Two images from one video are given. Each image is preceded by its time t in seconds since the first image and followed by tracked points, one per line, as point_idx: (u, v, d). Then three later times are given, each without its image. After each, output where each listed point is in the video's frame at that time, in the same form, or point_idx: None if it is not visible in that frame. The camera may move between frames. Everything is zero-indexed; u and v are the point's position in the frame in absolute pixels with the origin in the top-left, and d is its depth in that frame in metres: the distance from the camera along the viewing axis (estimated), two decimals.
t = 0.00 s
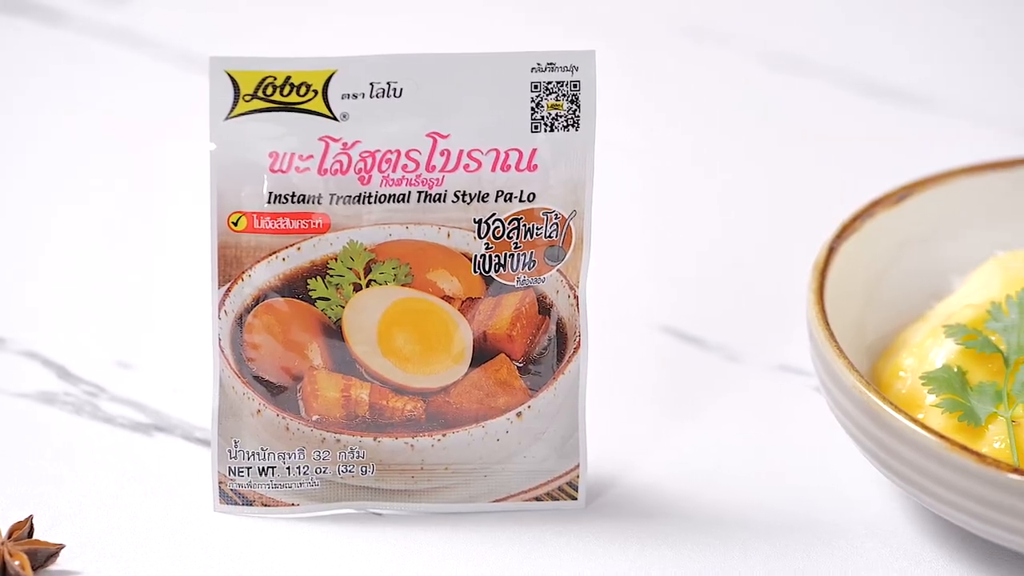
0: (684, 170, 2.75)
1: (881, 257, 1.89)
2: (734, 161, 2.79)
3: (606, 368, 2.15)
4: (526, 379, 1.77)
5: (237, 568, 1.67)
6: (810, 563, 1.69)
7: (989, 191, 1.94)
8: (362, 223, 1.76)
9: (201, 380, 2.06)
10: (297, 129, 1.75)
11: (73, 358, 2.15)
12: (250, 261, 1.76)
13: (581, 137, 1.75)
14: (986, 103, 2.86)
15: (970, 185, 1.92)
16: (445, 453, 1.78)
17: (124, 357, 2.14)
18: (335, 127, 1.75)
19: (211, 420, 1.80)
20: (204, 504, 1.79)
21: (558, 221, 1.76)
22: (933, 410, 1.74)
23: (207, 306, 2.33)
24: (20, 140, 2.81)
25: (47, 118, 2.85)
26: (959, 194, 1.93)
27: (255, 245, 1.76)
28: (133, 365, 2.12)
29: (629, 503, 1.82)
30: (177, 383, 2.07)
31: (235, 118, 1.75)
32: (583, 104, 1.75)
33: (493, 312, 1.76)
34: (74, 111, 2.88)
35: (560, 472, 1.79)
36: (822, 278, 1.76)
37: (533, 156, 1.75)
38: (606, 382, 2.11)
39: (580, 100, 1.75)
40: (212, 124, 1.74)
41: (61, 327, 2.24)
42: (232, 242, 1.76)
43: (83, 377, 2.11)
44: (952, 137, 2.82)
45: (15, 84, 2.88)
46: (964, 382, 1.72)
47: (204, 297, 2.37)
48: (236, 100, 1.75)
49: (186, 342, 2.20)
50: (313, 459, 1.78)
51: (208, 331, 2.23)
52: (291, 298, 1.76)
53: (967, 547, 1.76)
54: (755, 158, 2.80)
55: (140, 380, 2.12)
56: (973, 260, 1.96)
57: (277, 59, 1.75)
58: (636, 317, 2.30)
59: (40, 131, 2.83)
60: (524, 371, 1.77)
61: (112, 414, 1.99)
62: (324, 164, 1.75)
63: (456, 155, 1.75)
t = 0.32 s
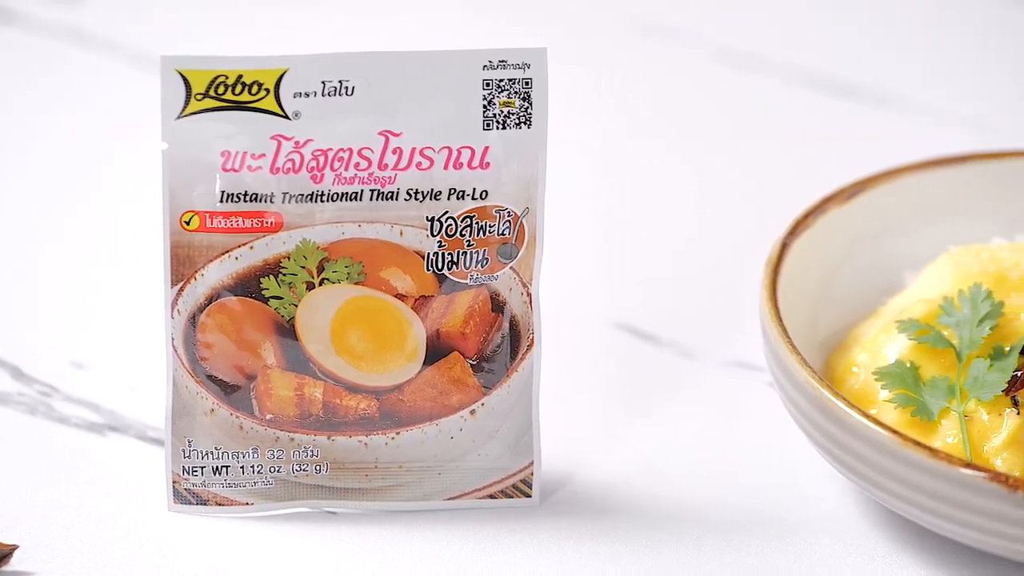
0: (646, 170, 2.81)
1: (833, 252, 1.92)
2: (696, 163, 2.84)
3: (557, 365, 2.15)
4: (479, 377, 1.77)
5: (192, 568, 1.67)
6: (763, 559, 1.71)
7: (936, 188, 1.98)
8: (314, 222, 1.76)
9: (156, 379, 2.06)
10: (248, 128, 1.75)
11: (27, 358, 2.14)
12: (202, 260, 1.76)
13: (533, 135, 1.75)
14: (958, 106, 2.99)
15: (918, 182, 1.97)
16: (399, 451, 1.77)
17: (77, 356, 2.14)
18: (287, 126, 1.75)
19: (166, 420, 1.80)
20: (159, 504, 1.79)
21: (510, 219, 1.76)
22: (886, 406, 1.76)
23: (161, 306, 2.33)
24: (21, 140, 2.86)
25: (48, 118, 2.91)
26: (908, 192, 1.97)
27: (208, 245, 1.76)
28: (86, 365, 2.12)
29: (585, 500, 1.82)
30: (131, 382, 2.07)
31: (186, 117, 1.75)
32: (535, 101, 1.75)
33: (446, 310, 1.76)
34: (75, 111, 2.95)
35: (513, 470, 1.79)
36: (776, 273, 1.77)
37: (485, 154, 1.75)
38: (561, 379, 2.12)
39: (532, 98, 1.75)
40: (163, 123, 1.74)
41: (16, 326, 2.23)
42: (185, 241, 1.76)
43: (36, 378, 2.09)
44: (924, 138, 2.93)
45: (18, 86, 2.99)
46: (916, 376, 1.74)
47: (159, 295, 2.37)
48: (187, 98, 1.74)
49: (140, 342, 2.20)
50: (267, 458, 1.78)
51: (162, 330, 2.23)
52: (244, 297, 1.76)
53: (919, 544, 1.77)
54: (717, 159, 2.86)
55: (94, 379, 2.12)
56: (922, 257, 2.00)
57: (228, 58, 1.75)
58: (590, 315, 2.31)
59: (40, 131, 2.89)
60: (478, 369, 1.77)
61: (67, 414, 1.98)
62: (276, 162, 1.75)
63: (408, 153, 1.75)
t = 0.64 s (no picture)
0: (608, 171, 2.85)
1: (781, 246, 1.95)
2: (659, 164, 2.88)
3: (506, 360, 2.16)
4: (426, 374, 1.77)
5: (140, 568, 1.68)
6: (711, 555, 1.72)
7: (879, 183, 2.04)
8: (261, 221, 1.76)
9: (103, 379, 2.06)
10: (194, 126, 1.74)
11: None
12: (149, 259, 1.75)
13: (479, 133, 1.75)
14: (959, 106, 3.06)
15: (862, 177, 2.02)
16: (347, 450, 1.77)
17: (23, 357, 2.14)
18: (233, 125, 1.74)
19: (113, 420, 1.79)
20: (108, 503, 1.79)
21: (457, 217, 1.76)
22: (833, 401, 1.76)
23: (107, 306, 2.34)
24: (21, 140, 2.90)
25: (48, 119, 2.93)
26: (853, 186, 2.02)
27: (155, 244, 1.75)
28: (34, 365, 2.12)
29: (535, 496, 1.83)
30: (79, 382, 2.07)
31: (132, 117, 1.74)
32: (481, 99, 1.75)
33: (393, 308, 1.76)
34: (74, 111, 2.96)
35: (462, 467, 1.79)
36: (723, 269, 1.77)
37: (431, 152, 1.75)
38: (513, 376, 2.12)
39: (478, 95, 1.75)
40: (109, 122, 1.73)
41: None
42: (131, 241, 1.75)
43: None
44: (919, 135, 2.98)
45: (18, 86, 3.04)
46: (863, 371, 1.75)
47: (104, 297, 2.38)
48: (133, 98, 1.73)
49: (88, 343, 2.20)
50: (215, 457, 1.78)
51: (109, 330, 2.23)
52: (191, 296, 1.76)
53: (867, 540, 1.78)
54: (680, 161, 2.91)
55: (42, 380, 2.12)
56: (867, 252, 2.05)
57: (173, 56, 1.74)
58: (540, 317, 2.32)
59: (40, 132, 2.91)
60: (425, 366, 1.77)
61: (14, 414, 1.98)
62: (223, 161, 1.75)
63: (354, 151, 1.75)
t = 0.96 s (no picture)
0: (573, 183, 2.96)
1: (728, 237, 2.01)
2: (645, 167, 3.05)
3: (456, 358, 2.19)
4: (374, 372, 1.77)
5: (89, 568, 1.67)
6: (660, 552, 1.72)
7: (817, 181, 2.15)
8: (207, 219, 1.76)
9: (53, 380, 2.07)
10: (139, 125, 1.73)
11: None
12: (96, 259, 1.75)
13: (426, 130, 1.75)
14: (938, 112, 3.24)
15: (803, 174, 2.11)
16: (295, 449, 1.78)
17: None
18: (180, 124, 1.73)
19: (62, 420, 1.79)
20: (57, 504, 1.80)
21: (404, 214, 1.76)
22: (781, 396, 1.77)
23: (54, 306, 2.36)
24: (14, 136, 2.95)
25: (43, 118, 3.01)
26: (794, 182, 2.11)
27: (102, 243, 1.75)
28: None
29: (483, 493, 1.84)
30: (30, 382, 2.08)
31: (78, 117, 1.73)
32: (427, 97, 1.75)
33: (340, 307, 1.76)
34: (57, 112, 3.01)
35: (411, 465, 1.80)
36: (671, 265, 1.79)
37: (377, 149, 1.75)
38: (463, 374, 2.16)
39: (424, 93, 1.75)
40: (55, 122, 1.71)
41: None
42: (78, 240, 1.74)
43: None
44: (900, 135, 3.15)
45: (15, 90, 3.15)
46: (811, 366, 1.76)
47: (51, 296, 2.39)
48: (78, 97, 1.72)
49: (37, 343, 2.22)
50: (163, 456, 1.78)
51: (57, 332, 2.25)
52: (139, 296, 1.75)
53: (815, 535, 1.79)
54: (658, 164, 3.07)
55: None
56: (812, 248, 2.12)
57: (119, 56, 1.73)
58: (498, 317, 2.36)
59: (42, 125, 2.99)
60: (373, 364, 1.77)
61: None
62: (169, 160, 1.74)
63: (300, 149, 1.75)
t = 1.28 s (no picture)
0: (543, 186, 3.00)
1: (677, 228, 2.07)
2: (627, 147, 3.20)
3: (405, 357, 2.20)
4: (323, 370, 1.77)
5: (37, 569, 1.68)
6: (610, 548, 1.73)
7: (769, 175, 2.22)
8: (155, 219, 1.75)
9: None
10: (86, 125, 1.72)
11: None
12: (44, 258, 1.74)
13: (373, 128, 1.75)
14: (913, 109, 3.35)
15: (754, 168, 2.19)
16: (244, 448, 1.77)
17: None
18: (126, 123, 1.72)
19: (10, 420, 1.79)
20: (7, 504, 1.80)
21: (351, 212, 1.76)
22: (730, 391, 1.77)
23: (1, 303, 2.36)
24: None
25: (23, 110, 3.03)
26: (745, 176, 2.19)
27: (49, 243, 1.74)
28: None
29: (434, 489, 1.85)
30: None
31: (24, 116, 1.72)
32: (374, 94, 1.75)
33: (288, 305, 1.76)
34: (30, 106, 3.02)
35: (361, 463, 1.80)
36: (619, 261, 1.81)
37: (324, 147, 1.75)
38: (418, 371, 2.17)
39: (371, 91, 1.75)
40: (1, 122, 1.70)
41: None
42: (25, 240, 1.74)
43: None
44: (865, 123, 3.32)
45: None
46: (759, 361, 1.77)
47: None
48: (24, 97, 1.71)
49: None
50: (112, 456, 1.78)
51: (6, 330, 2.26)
52: (87, 296, 1.75)
53: (761, 530, 1.80)
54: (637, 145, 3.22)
55: None
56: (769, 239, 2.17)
57: (64, 55, 1.72)
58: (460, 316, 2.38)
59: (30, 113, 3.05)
60: (322, 362, 1.77)
61: None
62: (116, 160, 1.73)
63: (247, 148, 1.75)
